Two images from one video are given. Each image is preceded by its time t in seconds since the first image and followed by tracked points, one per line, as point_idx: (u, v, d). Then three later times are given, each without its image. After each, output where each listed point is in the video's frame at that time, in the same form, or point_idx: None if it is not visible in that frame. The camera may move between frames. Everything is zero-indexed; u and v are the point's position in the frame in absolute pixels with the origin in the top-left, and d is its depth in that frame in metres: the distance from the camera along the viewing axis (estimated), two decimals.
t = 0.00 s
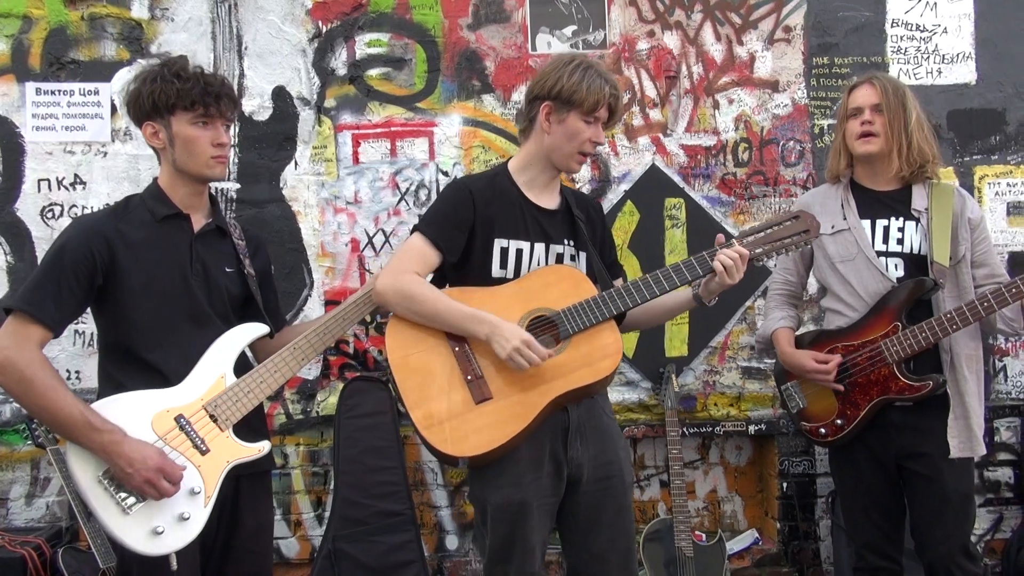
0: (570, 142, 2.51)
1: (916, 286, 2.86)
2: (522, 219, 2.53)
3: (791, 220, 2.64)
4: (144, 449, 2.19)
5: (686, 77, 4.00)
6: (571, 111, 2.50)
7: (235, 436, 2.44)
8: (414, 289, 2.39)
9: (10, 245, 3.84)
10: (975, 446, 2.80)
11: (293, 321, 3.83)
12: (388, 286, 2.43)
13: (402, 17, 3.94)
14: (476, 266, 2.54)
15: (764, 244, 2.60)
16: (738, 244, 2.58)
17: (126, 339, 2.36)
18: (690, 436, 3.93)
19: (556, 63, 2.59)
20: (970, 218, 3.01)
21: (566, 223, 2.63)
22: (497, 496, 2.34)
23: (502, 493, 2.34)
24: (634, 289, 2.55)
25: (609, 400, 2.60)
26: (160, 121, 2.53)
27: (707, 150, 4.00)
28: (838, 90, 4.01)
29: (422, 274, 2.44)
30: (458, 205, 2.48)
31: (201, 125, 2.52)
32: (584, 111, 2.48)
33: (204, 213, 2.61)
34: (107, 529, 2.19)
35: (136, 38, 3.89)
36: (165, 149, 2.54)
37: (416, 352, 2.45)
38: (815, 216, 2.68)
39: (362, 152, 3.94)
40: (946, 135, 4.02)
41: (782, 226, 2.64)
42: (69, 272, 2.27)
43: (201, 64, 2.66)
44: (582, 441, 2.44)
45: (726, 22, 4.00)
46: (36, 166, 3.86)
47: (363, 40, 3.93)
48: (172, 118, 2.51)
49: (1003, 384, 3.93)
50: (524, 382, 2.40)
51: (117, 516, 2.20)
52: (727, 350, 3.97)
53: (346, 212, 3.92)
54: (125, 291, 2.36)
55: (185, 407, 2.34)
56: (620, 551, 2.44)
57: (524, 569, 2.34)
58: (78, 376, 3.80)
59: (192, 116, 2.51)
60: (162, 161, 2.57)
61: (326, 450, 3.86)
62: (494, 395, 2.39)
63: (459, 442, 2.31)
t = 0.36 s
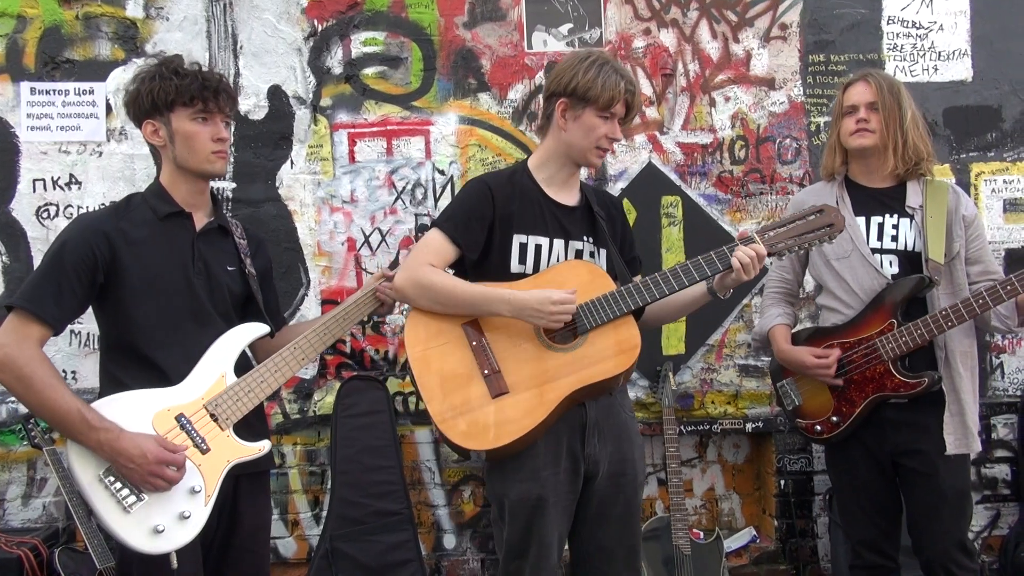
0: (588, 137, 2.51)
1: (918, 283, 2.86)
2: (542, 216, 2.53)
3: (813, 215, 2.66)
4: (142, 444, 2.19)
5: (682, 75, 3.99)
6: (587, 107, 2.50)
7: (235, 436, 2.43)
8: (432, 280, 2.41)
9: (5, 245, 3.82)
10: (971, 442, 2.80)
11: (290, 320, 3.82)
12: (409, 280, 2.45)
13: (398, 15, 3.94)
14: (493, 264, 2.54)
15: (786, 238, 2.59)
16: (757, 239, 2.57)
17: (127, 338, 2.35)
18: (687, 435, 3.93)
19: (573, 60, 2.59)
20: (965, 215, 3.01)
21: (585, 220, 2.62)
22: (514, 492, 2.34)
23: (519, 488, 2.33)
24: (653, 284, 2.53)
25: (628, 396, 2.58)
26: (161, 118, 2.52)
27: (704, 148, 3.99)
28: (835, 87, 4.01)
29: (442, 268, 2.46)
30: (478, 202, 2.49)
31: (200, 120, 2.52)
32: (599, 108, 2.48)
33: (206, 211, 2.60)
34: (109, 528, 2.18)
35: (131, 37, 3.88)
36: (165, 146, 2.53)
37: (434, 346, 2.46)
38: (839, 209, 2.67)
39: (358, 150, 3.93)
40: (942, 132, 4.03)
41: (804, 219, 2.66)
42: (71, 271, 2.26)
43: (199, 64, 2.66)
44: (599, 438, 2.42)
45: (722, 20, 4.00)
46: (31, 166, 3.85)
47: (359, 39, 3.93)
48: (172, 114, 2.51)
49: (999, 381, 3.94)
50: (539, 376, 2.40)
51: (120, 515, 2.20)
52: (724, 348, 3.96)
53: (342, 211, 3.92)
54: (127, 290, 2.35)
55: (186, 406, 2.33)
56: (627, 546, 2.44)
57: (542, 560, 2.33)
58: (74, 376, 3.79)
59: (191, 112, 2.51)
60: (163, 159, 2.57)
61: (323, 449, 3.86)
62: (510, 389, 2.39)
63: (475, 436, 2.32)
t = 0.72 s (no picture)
0: (592, 132, 2.51)
1: (918, 280, 2.85)
2: (548, 212, 2.53)
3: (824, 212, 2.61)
4: (144, 443, 2.18)
5: (680, 72, 3.99)
6: (593, 102, 2.51)
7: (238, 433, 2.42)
8: (439, 275, 2.43)
9: (3, 243, 3.82)
10: (970, 439, 2.81)
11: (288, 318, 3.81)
12: (416, 274, 2.47)
13: (396, 12, 3.93)
14: (498, 260, 2.54)
15: (792, 236, 2.58)
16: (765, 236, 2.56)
17: (131, 336, 2.35)
18: (685, 432, 3.92)
19: (579, 55, 2.59)
20: (961, 212, 3.02)
21: (592, 218, 2.62)
22: (516, 487, 2.34)
23: (520, 483, 2.33)
24: (658, 281, 2.51)
25: (632, 395, 2.59)
26: (166, 116, 2.52)
27: (702, 145, 3.99)
28: (833, 85, 4.01)
29: (450, 263, 2.46)
30: (486, 196, 2.49)
31: (205, 119, 2.52)
32: (605, 102, 2.48)
33: (211, 210, 2.58)
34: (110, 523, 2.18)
35: (128, 34, 3.88)
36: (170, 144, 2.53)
37: (438, 342, 2.47)
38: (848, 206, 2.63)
39: (356, 148, 3.93)
40: (940, 129, 4.02)
41: (813, 217, 2.61)
42: (74, 268, 2.26)
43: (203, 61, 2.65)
44: (602, 435, 2.42)
45: (721, 17, 4.00)
46: (29, 163, 3.84)
47: (357, 35, 3.92)
48: (177, 113, 2.50)
49: (997, 378, 3.94)
50: (542, 373, 2.40)
51: (120, 510, 2.19)
52: (722, 345, 3.96)
53: (340, 209, 3.91)
54: (131, 287, 2.34)
55: (188, 403, 2.32)
56: (626, 544, 2.45)
57: (541, 559, 2.33)
58: (72, 373, 3.79)
59: (196, 111, 2.50)
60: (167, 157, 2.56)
61: (322, 447, 3.86)
62: (513, 385, 2.39)
63: (477, 430, 2.33)
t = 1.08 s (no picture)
0: (581, 130, 2.49)
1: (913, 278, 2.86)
2: (537, 210, 2.51)
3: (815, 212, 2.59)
4: (145, 445, 2.17)
5: (678, 69, 3.99)
6: (581, 99, 2.49)
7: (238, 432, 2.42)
8: (425, 275, 2.43)
9: None
10: (967, 435, 2.80)
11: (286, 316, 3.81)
12: (403, 274, 2.47)
13: (394, 9, 3.92)
14: (487, 260, 2.54)
15: (785, 235, 2.55)
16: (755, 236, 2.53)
17: (133, 333, 2.34)
18: (683, 430, 3.92)
19: (568, 52, 2.58)
20: (958, 209, 3.01)
21: (582, 215, 2.60)
22: (506, 485, 2.32)
23: (510, 481, 2.32)
24: (647, 280, 2.50)
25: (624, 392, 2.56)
26: (168, 116, 2.51)
27: (700, 142, 3.98)
28: (832, 82, 4.01)
29: (437, 262, 2.46)
30: (474, 195, 2.48)
31: (207, 121, 2.50)
32: (594, 99, 2.47)
33: (212, 210, 2.57)
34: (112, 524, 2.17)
35: (125, 31, 3.87)
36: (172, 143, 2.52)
37: (426, 340, 2.49)
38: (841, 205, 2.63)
39: (354, 145, 3.92)
40: (938, 126, 4.02)
41: (804, 217, 2.60)
42: (77, 265, 2.25)
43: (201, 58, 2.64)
44: (593, 433, 2.41)
45: (719, 15, 3.99)
46: (25, 160, 3.83)
47: (355, 33, 3.91)
48: (179, 114, 2.49)
49: (995, 375, 3.94)
50: (529, 372, 2.40)
51: (122, 511, 2.18)
52: (721, 342, 3.96)
53: (338, 207, 3.91)
54: (133, 285, 2.33)
55: (190, 403, 2.32)
56: (620, 543, 2.42)
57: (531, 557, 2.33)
58: (69, 372, 3.78)
59: (199, 112, 2.49)
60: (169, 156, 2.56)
61: (320, 445, 3.85)
62: (502, 383, 2.40)
63: (465, 428, 2.35)
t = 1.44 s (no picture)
0: (557, 126, 2.47)
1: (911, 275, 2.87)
2: (516, 209, 2.49)
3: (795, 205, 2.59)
4: (139, 442, 2.16)
5: (677, 68, 3.98)
6: (554, 96, 2.48)
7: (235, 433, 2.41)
8: (407, 276, 2.39)
9: None
10: (965, 433, 2.80)
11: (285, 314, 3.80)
12: (384, 277, 2.42)
13: (392, 8, 3.92)
14: (470, 261, 2.51)
15: (765, 227, 2.57)
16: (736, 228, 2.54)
17: (132, 332, 2.33)
18: (682, 428, 3.92)
19: (539, 50, 2.56)
20: (955, 207, 3.02)
21: (562, 213, 2.58)
22: (493, 488, 2.32)
23: (498, 483, 2.31)
24: (629, 276, 2.49)
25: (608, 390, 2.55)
26: (172, 112, 2.50)
27: (699, 141, 3.98)
28: (831, 80, 4.00)
29: (417, 264, 2.42)
30: (453, 194, 2.44)
31: (212, 118, 2.50)
32: (566, 95, 2.45)
33: (213, 207, 2.57)
34: (106, 523, 2.17)
35: (123, 30, 3.86)
36: (175, 140, 2.51)
37: (410, 343, 2.45)
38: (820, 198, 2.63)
39: (353, 144, 3.91)
40: (938, 125, 4.02)
41: (784, 209, 2.60)
42: (75, 264, 2.25)
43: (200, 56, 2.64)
44: (579, 433, 2.39)
45: (718, 13, 3.99)
46: (23, 159, 3.82)
47: (353, 31, 3.91)
48: (185, 110, 2.49)
49: (994, 374, 3.94)
50: (516, 373, 2.37)
51: (116, 509, 2.18)
52: (720, 341, 3.96)
53: (337, 205, 3.90)
54: (131, 284, 2.33)
55: (186, 402, 2.32)
56: (614, 541, 2.41)
57: (519, 559, 2.32)
58: (67, 371, 3.78)
59: (204, 109, 2.49)
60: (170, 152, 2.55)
61: (319, 443, 3.85)
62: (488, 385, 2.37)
63: (450, 432, 2.31)
